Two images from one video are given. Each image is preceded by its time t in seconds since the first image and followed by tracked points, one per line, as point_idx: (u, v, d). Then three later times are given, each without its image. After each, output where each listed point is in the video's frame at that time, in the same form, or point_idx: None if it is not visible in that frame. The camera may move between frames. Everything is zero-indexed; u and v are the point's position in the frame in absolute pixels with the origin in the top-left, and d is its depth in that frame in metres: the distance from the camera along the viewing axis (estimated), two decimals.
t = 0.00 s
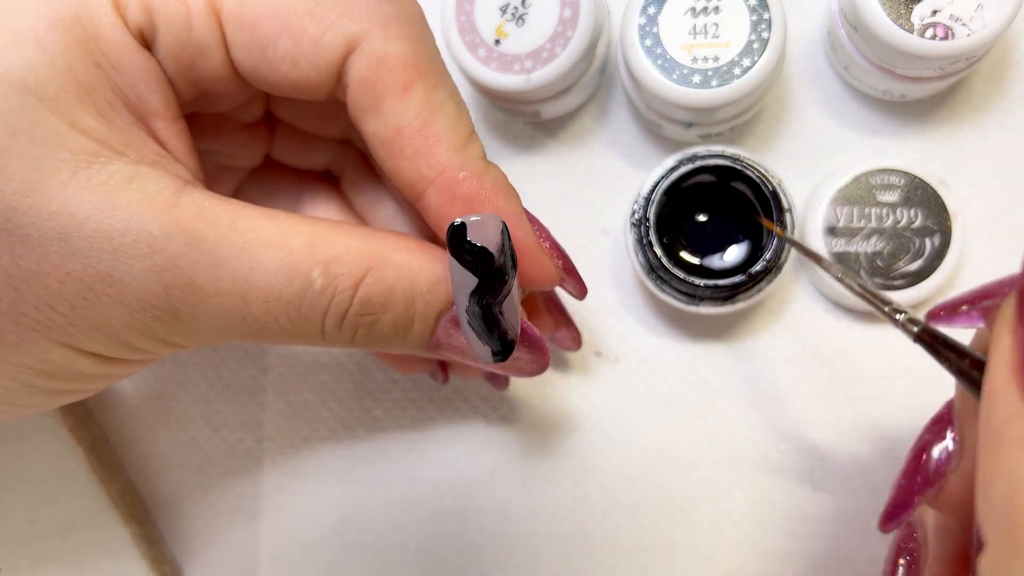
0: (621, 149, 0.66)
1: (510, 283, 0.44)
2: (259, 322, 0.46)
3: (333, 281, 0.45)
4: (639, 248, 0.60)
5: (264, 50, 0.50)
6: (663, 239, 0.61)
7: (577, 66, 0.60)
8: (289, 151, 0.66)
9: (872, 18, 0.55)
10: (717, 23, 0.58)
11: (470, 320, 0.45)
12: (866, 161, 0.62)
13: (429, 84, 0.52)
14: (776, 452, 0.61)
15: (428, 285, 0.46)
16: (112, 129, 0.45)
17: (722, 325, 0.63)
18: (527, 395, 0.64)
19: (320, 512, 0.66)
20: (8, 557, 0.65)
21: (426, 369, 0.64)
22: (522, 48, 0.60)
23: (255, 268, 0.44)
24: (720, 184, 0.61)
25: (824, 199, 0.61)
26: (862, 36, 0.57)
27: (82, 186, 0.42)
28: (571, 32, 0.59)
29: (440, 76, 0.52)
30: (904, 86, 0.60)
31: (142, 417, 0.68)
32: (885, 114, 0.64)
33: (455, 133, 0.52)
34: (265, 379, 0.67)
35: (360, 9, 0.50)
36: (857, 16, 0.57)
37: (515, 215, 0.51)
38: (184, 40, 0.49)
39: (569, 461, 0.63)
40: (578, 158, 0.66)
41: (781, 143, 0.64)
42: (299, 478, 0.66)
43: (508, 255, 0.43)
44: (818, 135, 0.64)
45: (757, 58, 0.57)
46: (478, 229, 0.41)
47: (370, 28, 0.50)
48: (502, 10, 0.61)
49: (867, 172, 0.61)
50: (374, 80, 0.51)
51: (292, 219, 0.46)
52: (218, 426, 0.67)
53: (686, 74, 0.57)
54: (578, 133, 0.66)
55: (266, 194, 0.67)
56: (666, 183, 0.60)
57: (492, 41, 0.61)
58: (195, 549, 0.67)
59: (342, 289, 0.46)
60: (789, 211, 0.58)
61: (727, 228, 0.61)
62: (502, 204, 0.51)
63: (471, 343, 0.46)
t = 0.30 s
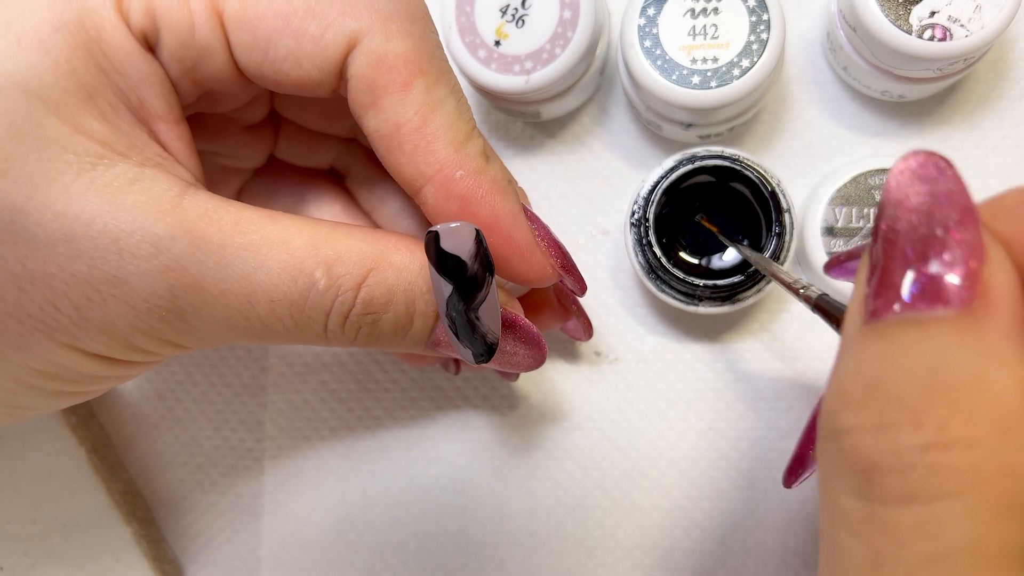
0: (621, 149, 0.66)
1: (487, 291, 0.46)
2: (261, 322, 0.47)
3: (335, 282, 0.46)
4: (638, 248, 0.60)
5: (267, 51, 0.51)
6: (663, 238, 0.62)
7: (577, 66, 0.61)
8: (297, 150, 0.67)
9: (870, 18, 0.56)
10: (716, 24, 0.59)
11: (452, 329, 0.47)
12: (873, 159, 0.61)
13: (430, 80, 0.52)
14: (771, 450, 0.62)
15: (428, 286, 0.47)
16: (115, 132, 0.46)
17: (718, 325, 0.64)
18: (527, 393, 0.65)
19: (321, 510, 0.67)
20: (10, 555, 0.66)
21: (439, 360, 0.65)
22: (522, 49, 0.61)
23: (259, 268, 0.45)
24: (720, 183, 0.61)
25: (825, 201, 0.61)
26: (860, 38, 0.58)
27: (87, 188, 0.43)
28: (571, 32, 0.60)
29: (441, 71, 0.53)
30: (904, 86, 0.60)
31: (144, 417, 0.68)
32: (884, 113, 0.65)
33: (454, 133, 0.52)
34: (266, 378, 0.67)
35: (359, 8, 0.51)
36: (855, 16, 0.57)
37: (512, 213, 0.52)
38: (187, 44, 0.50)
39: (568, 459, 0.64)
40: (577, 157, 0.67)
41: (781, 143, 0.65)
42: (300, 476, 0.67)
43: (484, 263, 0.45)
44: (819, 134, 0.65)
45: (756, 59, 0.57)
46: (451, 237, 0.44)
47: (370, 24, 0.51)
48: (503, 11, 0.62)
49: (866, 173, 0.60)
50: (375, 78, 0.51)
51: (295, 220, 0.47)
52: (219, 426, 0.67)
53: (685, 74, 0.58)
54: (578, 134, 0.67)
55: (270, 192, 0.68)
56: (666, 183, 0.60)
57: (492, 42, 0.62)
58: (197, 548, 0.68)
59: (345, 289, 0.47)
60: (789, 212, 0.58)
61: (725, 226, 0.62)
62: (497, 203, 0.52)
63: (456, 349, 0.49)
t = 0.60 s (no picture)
0: (620, 148, 0.67)
1: (485, 296, 0.46)
2: (262, 325, 0.47)
3: (336, 286, 0.46)
4: (638, 248, 0.60)
5: (268, 56, 0.51)
6: (663, 238, 0.62)
7: (577, 66, 0.61)
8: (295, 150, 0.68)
9: (871, 18, 0.56)
10: (716, 24, 0.59)
11: (451, 333, 0.48)
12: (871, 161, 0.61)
13: (429, 87, 0.52)
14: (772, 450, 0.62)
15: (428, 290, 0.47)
16: (116, 136, 0.46)
17: (717, 324, 0.64)
18: (527, 393, 0.65)
19: (321, 509, 0.67)
20: (9, 555, 0.66)
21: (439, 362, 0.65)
22: (522, 49, 0.61)
23: (260, 272, 0.45)
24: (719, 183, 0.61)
25: (826, 199, 0.60)
26: (860, 38, 0.58)
27: (88, 193, 0.44)
28: (571, 33, 0.60)
29: (440, 78, 0.53)
30: (904, 86, 0.60)
31: (144, 417, 0.69)
32: (885, 113, 0.65)
33: (453, 140, 0.53)
34: (265, 377, 0.68)
35: (359, 15, 0.51)
36: (854, 17, 0.57)
37: (511, 219, 0.52)
38: (187, 48, 0.50)
39: (568, 459, 0.64)
40: (577, 157, 0.67)
41: (782, 143, 0.65)
42: (301, 476, 0.67)
43: (482, 269, 0.46)
44: (819, 134, 0.65)
45: (756, 59, 0.57)
46: (450, 242, 0.45)
47: (370, 30, 0.51)
48: (502, 10, 0.62)
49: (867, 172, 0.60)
50: (375, 85, 0.52)
51: (296, 223, 0.47)
52: (218, 426, 0.68)
53: (685, 75, 0.58)
54: (578, 133, 0.67)
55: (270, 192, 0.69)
56: (666, 182, 0.60)
57: (492, 42, 0.62)
58: (196, 548, 0.68)
59: (346, 292, 0.47)
60: (789, 211, 0.58)
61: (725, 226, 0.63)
62: (497, 208, 0.52)
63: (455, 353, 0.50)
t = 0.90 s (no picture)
0: (621, 148, 0.67)
1: (496, 295, 0.47)
2: (269, 326, 0.47)
3: (342, 284, 0.47)
4: (638, 249, 0.61)
5: (269, 65, 0.51)
6: (662, 238, 0.62)
7: (577, 66, 0.61)
8: (297, 153, 0.68)
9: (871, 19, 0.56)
10: (716, 24, 0.59)
11: (461, 331, 0.48)
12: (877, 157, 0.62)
13: (433, 99, 0.53)
14: (768, 451, 0.62)
15: (435, 287, 0.48)
16: (119, 141, 0.47)
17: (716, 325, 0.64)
18: (527, 393, 0.65)
19: (321, 509, 0.67)
20: (10, 555, 0.66)
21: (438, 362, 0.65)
22: (522, 49, 0.61)
23: (265, 273, 0.45)
24: (719, 184, 0.62)
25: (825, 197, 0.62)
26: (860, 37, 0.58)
27: (93, 198, 0.44)
28: (571, 33, 0.60)
29: (445, 90, 0.54)
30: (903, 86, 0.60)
31: (145, 417, 0.69)
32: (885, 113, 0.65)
33: (459, 151, 0.53)
34: (266, 377, 0.68)
35: (360, 28, 0.51)
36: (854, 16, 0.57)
37: (518, 228, 0.53)
38: (187, 57, 0.50)
39: (568, 460, 0.64)
40: (577, 157, 0.67)
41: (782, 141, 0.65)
42: (301, 476, 0.67)
43: (495, 267, 0.47)
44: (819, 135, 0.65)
45: (756, 59, 0.58)
46: (464, 241, 0.46)
47: (371, 44, 0.51)
48: (503, 11, 0.62)
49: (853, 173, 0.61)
50: (378, 98, 0.52)
51: (301, 224, 0.47)
52: (219, 426, 0.68)
53: (686, 74, 0.58)
54: (578, 134, 0.68)
55: (268, 194, 0.69)
56: (666, 183, 0.61)
57: (493, 43, 0.62)
58: (196, 548, 0.68)
59: (352, 291, 0.47)
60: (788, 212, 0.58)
61: (723, 224, 0.63)
62: (504, 218, 0.52)
63: (464, 350, 0.50)
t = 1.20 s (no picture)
0: (620, 147, 0.67)
1: (513, 304, 0.47)
2: (272, 334, 0.47)
3: (345, 291, 0.47)
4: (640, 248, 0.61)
5: (274, 81, 0.52)
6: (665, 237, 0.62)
7: (577, 65, 0.61)
8: (298, 155, 0.68)
9: (871, 17, 0.54)
10: (717, 23, 0.58)
11: (470, 335, 0.49)
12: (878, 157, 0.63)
13: (439, 114, 0.54)
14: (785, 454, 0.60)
15: (438, 292, 0.49)
16: (121, 153, 0.47)
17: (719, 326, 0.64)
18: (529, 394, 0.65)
19: (321, 510, 0.67)
20: (12, 556, 0.67)
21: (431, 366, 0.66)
22: (522, 48, 0.60)
23: (269, 281, 0.46)
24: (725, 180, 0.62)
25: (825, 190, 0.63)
26: (861, 36, 0.56)
27: (96, 210, 0.44)
28: (571, 31, 0.59)
29: (451, 103, 0.55)
30: (905, 86, 0.59)
31: (145, 420, 0.69)
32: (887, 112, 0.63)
33: (468, 162, 0.54)
34: (265, 377, 0.68)
35: (368, 44, 0.52)
36: (856, 16, 0.56)
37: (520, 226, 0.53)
38: (189, 69, 0.50)
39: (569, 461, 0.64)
40: (578, 156, 0.67)
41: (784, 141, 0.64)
42: (301, 478, 0.67)
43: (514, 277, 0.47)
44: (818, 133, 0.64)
45: (757, 58, 0.57)
46: (485, 249, 0.46)
47: (377, 62, 0.53)
48: (502, 9, 0.61)
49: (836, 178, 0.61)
50: (384, 113, 0.53)
51: (304, 232, 0.48)
52: (218, 426, 0.68)
53: (686, 74, 0.57)
54: (578, 133, 0.67)
55: (269, 194, 0.69)
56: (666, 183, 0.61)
57: (492, 41, 0.61)
58: (196, 549, 0.68)
59: (355, 299, 0.47)
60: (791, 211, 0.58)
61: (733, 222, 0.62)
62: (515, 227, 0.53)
63: (472, 355, 0.51)
